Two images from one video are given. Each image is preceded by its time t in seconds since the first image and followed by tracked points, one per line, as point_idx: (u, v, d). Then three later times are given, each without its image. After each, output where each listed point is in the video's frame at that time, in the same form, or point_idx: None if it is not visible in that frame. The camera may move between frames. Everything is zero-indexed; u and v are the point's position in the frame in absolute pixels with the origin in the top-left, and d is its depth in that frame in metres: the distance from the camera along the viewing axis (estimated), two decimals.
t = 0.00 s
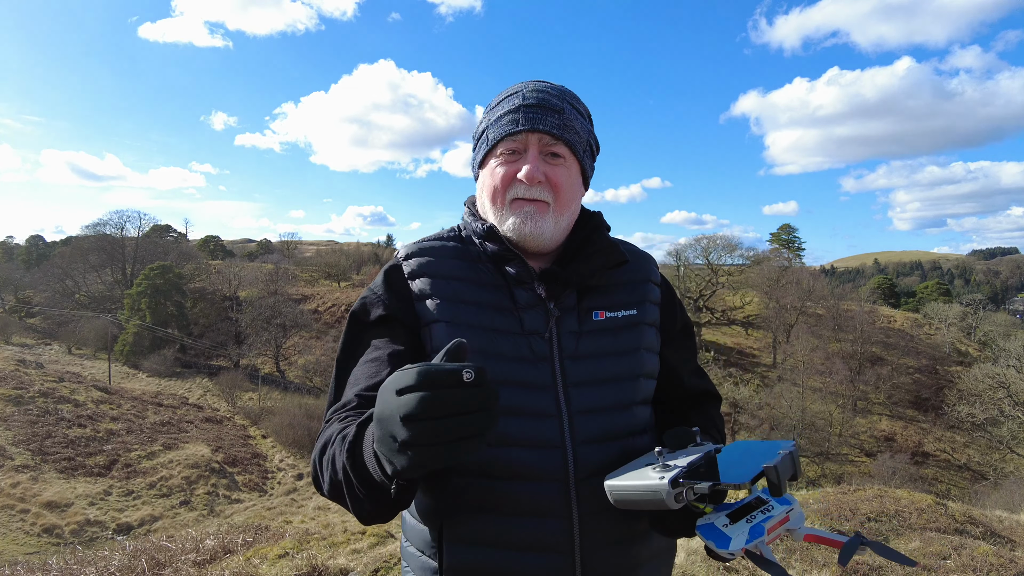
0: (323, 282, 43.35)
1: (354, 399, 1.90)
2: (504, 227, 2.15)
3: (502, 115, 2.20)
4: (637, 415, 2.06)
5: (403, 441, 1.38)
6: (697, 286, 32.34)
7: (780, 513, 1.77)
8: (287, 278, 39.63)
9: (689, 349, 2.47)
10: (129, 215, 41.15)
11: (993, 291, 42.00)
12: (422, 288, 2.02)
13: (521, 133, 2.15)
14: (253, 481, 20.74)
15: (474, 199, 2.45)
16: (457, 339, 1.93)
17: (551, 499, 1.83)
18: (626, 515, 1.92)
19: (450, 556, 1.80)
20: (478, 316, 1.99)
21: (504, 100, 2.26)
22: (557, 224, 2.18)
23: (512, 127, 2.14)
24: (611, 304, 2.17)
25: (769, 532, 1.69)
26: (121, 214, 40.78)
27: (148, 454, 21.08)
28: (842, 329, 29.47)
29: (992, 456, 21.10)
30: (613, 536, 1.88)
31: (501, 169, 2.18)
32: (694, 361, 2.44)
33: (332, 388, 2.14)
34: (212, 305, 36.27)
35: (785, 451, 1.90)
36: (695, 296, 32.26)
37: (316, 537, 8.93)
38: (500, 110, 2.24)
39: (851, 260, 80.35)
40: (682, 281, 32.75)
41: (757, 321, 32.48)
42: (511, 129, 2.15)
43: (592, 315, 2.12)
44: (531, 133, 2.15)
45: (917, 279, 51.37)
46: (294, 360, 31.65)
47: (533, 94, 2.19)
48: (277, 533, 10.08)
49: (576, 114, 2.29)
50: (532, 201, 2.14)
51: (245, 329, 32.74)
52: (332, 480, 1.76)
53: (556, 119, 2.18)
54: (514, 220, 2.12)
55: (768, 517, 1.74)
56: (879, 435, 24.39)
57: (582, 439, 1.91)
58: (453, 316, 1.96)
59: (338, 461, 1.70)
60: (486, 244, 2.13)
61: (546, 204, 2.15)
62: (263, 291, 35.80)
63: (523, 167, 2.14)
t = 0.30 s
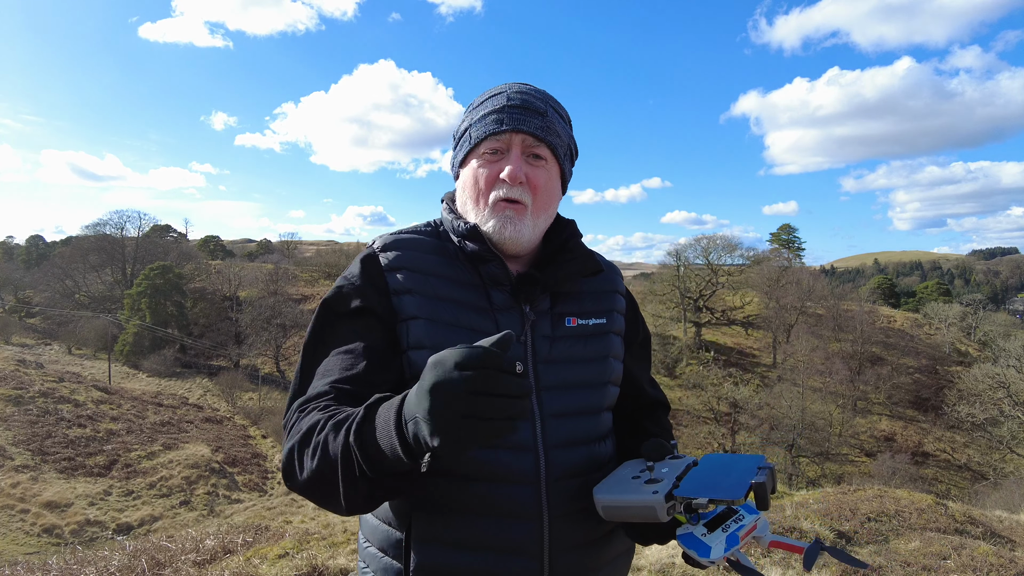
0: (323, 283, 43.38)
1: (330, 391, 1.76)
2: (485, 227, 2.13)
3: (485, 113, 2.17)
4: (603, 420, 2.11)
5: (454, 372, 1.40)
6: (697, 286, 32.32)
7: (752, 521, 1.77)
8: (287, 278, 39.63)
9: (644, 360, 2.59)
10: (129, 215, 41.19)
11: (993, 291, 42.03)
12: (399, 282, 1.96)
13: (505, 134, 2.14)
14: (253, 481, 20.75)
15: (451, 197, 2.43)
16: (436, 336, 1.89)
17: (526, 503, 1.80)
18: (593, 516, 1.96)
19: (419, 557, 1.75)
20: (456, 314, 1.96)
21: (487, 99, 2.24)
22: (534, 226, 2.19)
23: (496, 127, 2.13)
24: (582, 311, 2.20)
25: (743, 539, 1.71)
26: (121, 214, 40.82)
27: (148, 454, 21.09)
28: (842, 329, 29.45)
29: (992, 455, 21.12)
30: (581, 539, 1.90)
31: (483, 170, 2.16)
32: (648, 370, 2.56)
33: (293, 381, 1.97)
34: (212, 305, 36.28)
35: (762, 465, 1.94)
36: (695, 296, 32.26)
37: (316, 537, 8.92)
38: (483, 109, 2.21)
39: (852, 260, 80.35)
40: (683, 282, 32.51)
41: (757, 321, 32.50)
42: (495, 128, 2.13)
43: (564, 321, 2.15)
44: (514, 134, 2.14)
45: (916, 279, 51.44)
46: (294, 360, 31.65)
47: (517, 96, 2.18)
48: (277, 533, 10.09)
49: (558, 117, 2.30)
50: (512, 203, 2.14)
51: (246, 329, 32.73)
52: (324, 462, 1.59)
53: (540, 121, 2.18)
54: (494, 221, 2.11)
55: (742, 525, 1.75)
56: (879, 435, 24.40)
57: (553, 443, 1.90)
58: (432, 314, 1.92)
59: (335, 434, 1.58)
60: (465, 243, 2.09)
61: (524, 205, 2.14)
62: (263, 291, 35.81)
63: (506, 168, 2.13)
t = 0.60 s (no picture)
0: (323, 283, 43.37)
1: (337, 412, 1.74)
2: (470, 229, 2.12)
3: (468, 114, 2.16)
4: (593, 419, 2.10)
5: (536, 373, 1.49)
6: (697, 286, 32.28)
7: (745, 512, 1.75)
8: (287, 278, 39.61)
9: (629, 356, 2.60)
10: (130, 215, 41.21)
11: (993, 291, 42.02)
12: (390, 288, 1.93)
13: (490, 135, 2.12)
14: (253, 481, 20.73)
15: (435, 198, 2.40)
16: (432, 341, 1.89)
17: (520, 508, 1.79)
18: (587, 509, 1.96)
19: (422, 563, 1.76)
20: (448, 317, 1.96)
21: (471, 99, 2.21)
22: (522, 226, 2.18)
23: (481, 129, 2.11)
24: (571, 311, 2.22)
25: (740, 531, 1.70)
26: (121, 214, 40.84)
27: (148, 455, 21.07)
28: (842, 329, 29.45)
29: (992, 456, 21.12)
30: (577, 536, 1.89)
31: (467, 171, 2.14)
32: (633, 365, 2.59)
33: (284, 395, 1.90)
34: (212, 305, 36.27)
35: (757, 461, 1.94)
36: (695, 296, 32.25)
37: (316, 537, 8.92)
38: (467, 109, 2.19)
39: (851, 259, 80.33)
40: (682, 281, 32.48)
41: (757, 321, 32.50)
42: (479, 131, 2.12)
43: (555, 321, 2.15)
44: (499, 135, 2.12)
45: (916, 279, 51.44)
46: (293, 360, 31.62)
47: (501, 96, 2.16)
48: (277, 533, 10.07)
49: (542, 116, 2.28)
50: (498, 205, 2.13)
51: (245, 329, 32.72)
52: (379, 456, 1.57)
53: (525, 121, 2.17)
54: (480, 223, 2.10)
55: (738, 516, 1.73)
56: (879, 435, 24.38)
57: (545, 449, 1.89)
58: (424, 319, 1.91)
59: (406, 434, 1.59)
60: (454, 246, 2.07)
61: (511, 207, 2.14)
62: (263, 291, 35.79)
63: (492, 169, 2.12)
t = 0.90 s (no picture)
0: (323, 283, 43.39)
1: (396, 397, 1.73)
2: (468, 235, 2.14)
3: (461, 124, 2.17)
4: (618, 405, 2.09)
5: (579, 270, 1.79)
6: (697, 286, 32.26)
7: (774, 482, 1.79)
8: (287, 278, 39.61)
9: (651, 338, 2.56)
10: (129, 215, 41.21)
11: (993, 291, 42.02)
12: (411, 288, 1.95)
13: (483, 143, 2.13)
14: (253, 481, 20.73)
15: (437, 206, 2.43)
16: (450, 339, 1.91)
17: (552, 494, 1.80)
18: (616, 498, 1.94)
19: (460, 555, 1.79)
20: (462, 316, 1.96)
21: (465, 106, 2.23)
22: (523, 228, 2.17)
23: (474, 137, 2.12)
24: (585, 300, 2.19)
25: (766, 499, 1.72)
26: (121, 214, 40.87)
27: (148, 454, 21.06)
28: (842, 330, 29.47)
29: (992, 456, 21.13)
30: (609, 522, 1.90)
31: (463, 178, 2.15)
32: (655, 350, 2.55)
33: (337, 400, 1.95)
34: (212, 305, 36.27)
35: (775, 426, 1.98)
36: (695, 296, 32.26)
37: (316, 537, 8.91)
38: (461, 117, 2.20)
39: (852, 259, 80.25)
40: (682, 281, 32.48)
41: (757, 321, 32.50)
42: (472, 138, 2.13)
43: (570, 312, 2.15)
44: (492, 141, 2.13)
45: (916, 279, 51.45)
46: (293, 360, 31.61)
47: (493, 102, 2.16)
48: (277, 533, 10.07)
49: (535, 119, 2.27)
50: (496, 211, 2.14)
51: (246, 329, 32.71)
52: (430, 421, 1.62)
53: (517, 126, 2.15)
54: (479, 230, 2.12)
55: (764, 486, 1.77)
56: (879, 435, 24.38)
57: (575, 434, 1.89)
58: (441, 318, 1.92)
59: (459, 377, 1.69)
60: (456, 248, 2.09)
61: (510, 211, 2.14)
62: (263, 291, 35.78)
63: (486, 177, 2.12)
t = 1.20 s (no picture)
0: (323, 283, 43.39)
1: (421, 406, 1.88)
2: (501, 239, 2.16)
3: (488, 130, 2.20)
4: (656, 407, 2.04)
5: (600, 302, 1.68)
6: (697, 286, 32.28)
7: (812, 480, 1.77)
8: (287, 278, 39.62)
9: (705, 330, 2.47)
10: (129, 215, 41.24)
11: (993, 291, 42.03)
12: (441, 302, 2.06)
13: (509, 147, 2.15)
14: (253, 481, 20.73)
15: (473, 214, 2.47)
16: (478, 349, 1.97)
17: (580, 495, 1.83)
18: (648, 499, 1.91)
19: (494, 549, 1.91)
20: (493, 323, 2.01)
21: (489, 115, 2.25)
22: (555, 227, 2.16)
23: (500, 142, 2.14)
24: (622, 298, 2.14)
25: (801, 500, 1.69)
26: (121, 214, 40.88)
27: (148, 454, 21.05)
28: (842, 329, 29.47)
29: (993, 456, 21.15)
30: (642, 522, 1.88)
31: (495, 183, 2.17)
32: (710, 340, 2.46)
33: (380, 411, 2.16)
34: (212, 305, 36.28)
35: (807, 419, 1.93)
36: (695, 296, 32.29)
37: (316, 537, 8.91)
38: (486, 126, 2.23)
39: (852, 259, 80.25)
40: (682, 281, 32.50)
41: (757, 321, 32.51)
42: (499, 144, 2.15)
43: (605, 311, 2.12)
44: (518, 145, 2.14)
45: (916, 279, 51.45)
46: (294, 360, 31.60)
47: (516, 106, 2.17)
48: (277, 533, 10.06)
49: (559, 118, 2.26)
50: (528, 212, 2.14)
51: (246, 329, 32.72)
52: (446, 437, 1.73)
53: (541, 127, 2.15)
54: (511, 232, 2.11)
55: (801, 485, 1.75)
56: (879, 435, 24.38)
57: (606, 436, 1.89)
58: (470, 327, 1.99)
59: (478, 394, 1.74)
60: (488, 258, 2.15)
61: (541, 211, 2.14)
62: (263, 291, 35.78)
63: (516, 179, 2.13)
